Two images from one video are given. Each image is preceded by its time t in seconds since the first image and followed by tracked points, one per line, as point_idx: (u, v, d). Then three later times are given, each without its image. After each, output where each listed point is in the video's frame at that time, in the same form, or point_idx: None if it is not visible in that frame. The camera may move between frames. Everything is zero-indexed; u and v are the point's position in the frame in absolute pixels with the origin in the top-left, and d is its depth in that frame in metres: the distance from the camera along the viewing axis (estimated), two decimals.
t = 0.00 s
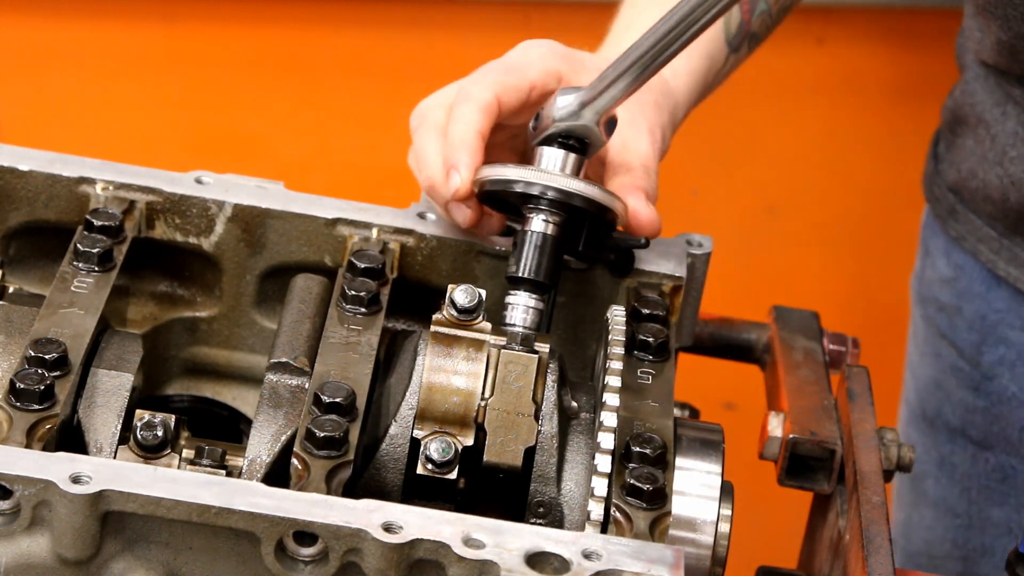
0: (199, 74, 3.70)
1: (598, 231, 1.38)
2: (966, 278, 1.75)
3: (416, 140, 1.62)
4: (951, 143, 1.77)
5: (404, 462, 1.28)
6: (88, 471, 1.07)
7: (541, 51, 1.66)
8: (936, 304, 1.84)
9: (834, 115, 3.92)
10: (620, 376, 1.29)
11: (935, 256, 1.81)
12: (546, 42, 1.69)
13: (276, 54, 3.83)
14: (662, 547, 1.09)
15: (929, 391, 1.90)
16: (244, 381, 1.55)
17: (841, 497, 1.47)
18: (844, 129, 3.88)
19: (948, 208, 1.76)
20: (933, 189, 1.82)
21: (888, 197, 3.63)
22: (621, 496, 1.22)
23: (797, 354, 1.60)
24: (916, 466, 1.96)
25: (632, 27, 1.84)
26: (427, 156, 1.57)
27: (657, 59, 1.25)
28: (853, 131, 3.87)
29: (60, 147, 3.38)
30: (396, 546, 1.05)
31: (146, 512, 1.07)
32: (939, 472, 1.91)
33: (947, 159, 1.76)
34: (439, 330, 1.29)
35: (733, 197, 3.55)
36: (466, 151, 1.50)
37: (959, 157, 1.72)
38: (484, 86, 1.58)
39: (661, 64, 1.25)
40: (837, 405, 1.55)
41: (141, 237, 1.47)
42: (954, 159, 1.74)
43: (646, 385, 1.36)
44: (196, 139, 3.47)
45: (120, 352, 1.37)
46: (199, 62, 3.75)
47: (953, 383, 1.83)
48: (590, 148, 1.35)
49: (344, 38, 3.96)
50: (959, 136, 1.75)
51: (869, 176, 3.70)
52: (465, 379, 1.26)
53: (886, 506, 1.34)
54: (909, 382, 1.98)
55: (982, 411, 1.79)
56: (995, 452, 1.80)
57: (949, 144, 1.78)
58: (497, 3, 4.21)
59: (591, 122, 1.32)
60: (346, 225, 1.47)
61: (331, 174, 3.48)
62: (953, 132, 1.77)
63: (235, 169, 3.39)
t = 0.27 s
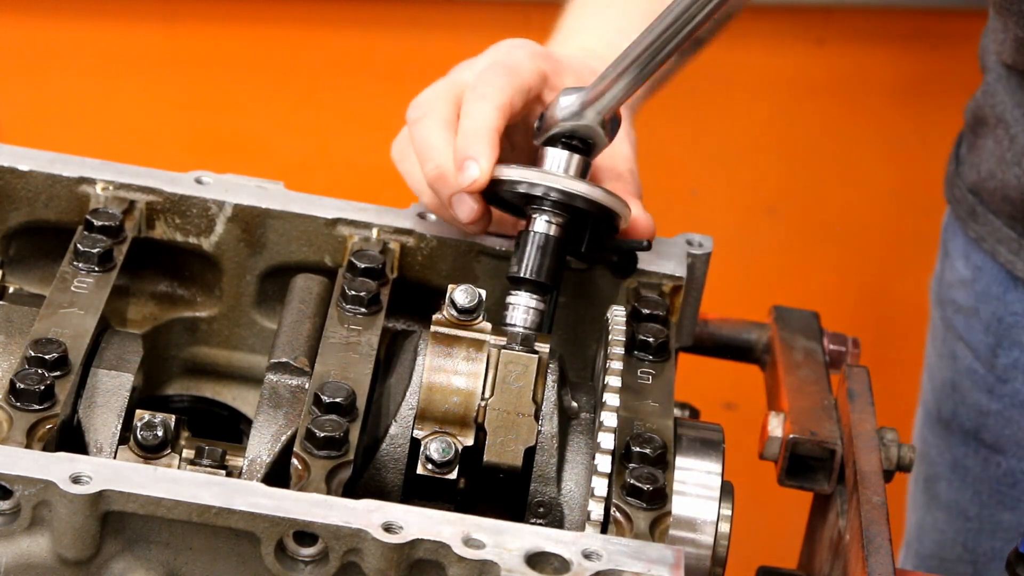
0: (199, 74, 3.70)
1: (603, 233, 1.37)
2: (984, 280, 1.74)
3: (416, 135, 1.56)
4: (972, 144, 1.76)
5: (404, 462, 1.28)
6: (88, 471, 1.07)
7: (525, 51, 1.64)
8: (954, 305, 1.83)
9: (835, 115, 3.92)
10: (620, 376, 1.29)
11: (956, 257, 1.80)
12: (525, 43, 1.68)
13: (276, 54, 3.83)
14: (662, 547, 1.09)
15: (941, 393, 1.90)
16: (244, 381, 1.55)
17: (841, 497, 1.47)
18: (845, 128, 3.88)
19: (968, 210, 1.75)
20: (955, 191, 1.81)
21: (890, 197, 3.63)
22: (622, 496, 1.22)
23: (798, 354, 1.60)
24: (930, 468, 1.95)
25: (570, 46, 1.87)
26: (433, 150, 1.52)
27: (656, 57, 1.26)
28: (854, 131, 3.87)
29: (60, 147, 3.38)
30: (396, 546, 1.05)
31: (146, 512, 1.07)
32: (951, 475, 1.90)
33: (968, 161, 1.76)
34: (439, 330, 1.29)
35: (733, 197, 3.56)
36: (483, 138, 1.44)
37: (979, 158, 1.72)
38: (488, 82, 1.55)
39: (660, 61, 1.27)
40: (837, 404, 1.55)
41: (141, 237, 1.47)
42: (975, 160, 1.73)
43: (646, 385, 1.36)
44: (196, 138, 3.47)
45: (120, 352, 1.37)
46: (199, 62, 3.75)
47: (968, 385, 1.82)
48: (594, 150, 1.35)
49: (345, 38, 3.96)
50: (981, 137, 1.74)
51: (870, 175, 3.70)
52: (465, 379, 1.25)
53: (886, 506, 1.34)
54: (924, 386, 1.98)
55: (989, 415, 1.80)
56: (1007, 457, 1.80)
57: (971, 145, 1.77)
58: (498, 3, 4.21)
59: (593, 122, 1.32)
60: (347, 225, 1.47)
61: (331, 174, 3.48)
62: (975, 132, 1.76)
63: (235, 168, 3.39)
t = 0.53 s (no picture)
0: (199, 74, 3.70)
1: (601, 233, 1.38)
2: (985, 279, 1.75)
3: (398, 149, 1.51)
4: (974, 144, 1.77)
5: (404, 462, 1.28)
6: (88, 471, 1.07)
7: (491, 47, 1.59)
8: (955, 304, 1.83)
9: (835, 115, 3.93)
10: (620, 376, 1.29)
11: (958, 256, 1.80)
12: (486, 36, 1.62)
13: (276, 54, 3.83)
14: (662, 547, 1.09)
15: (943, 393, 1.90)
16: (244, 381, 1.55)
17: (841, 497, 1.47)
18: (845, 128, 3.88)
19: (971, 209, 1.76)
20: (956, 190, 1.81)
21: (890, 196, 3.63)
22: (622, 496, 1.22)
23: (798, 354, 1.60)
24: (930, 468, 1.95)
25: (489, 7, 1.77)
26: (424, 163, 1.46)
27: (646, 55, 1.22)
28: (854, 131, 3.87)
29: (60, 148, 3.38)
30: (396, 546, 1.05)
31: (147, 512, 1.07)
32: (952, 474, 1.90)
33: (970, 160, 1.76)
34: (439, 330, 1.29)
35: (733, 197, 3.56)
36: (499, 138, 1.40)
37: (982, 157, 1.72)
38: (480, 85, 1.49)
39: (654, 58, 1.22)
40: (837, 404, 1.55)
41: (141, 237, 1.47)
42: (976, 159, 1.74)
43: (646, 385, 1.36)
44: (196, 138, 3.47)
45: (120, 352, 1.37)
46: (198, 62, 3.75)
47: (967, 385, 1.83)
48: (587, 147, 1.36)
49: (345, 38, 3.96)
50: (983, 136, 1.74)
51: (870, 175, 3.70)
52: (465, 379, 1.25)
53: (886, 506, 1.34)
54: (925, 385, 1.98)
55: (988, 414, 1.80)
56: (1007, 457, 1.80)
57: (972, 144, 1.77)
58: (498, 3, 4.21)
59: (586, 120, 1.32)
60: (346, 225, 1.47)
61: (331, 174, 3.48)
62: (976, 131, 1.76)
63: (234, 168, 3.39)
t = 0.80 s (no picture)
0: (198, 74, 3.70)
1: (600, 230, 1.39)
2: (981, 277, 1.74)
3: (420, 170, 1.45)
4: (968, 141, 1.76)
5: (404, 463, 1.28)
6: (88, 471, 1.07)
7: (488, 47, 1.57)
8: (951, 301, 1.83)
9: (835, 115, 3.93)
10: (620, 376, 1.29)
11: (954, 255, 1.80)
12: (481, 37, 1.60)
13: (276, 54, 3.83)
14: (663, 547, 1.09)
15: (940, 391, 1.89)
16: (244, 381, 1.55)
17: (841, 497, 1.47)
18: (845, 128, 3.88)
19: (966, 206, 1.75)
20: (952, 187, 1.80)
21: (890, 196, 3.63)
22: (622, 496, 1.22)
23: (798, 353, 1.60)
24: (927, 465, 1.95)
25: (469, 9, 1.76)
26: (448, 180, 1.42)
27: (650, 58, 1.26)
28: (853, 131, 3.87)
29: (59, 148, 3.38)
30: (396, 546, 1.05)
31: (146, 512, 1.07)
32: (951, 473, 1.91)
33: (966, 157, 1.76)
34: (440, 330, 1.29)
35: (733, 198, 3.55)
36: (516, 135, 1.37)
37: (977, 154, 1.71)
38: (486, 88, 1.47)
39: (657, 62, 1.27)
40: (837, 404, 1.55)
41: (141, 237, 1.47)
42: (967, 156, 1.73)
43: (646, 385, 1.36)
44: (195, 138, 3.47)
45: (120, 352, 1.37)
46: (198, 62, 3.75)
47: (965, 383, 1.82)
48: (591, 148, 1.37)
49: (345, 38, 3.96)
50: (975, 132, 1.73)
51: (869, 176, 3.70)
52: (466, 379, 1.25)
53: (886, 506, 1.34)
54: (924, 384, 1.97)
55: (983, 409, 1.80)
56: (1005, 452, 1.80)
57: (967, 141, 1.77)
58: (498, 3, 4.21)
59: (591, 121, 1.33)
60: (346, 225, 1.47)
61: (331, 174, 3.48)
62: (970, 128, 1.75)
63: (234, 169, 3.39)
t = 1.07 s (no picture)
0: (199, 74, 3.70)
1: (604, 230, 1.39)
2: (976, 272, 1.75)
3: (427, 178, 1.44)
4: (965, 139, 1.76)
5: (404, 463, 1.28)
6: (88, 471, 1.07)
7: (487, 47, 1.57)
8: (946, 297, 1.84)
9: (835, 115, 3.93)
10: (620, 376, 1.29)
11: (952, 255, 1.80)
12: (478, 37, 1.60)
13: (276, 54, 3.83)
14: (663, 547, 1.09)
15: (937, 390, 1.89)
16: (244, 381, 1.55)
17: (841, 497, 1.47)
18: (845, 128, 3.88)
19: (961, 201, 1.76)
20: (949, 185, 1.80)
21: (890, 196, 3.63)
22: (622, 496, 1.22)
23: (799, 354, 1.60)
24: (926, 465, 1.95)
25: (457, 7, 1.73)
26: (456, 186, 1.41)
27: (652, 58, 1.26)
28: (854, 131, 3.87)
29: (59, 148, 3.37)
30: (396, 546, 1.05)
31: (147, 513, 1.07)
32: (949, 473, 1.91)
33: (961, 154, 1.76)
34: (440, 330, 1.29)
35: (733, 198, 3.56)
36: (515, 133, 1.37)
37: (973, 151, 1.71)
38: (486, 90, 1.47)
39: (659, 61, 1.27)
40: (838, 404, 1.55)
41: (141, 237, 1.47)
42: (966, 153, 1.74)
43: (646, 385, 1.36)
44: (196, 138, 3.47)
45: (121, 352, 1.37)
46: (198, 62, 3.75)
47: (963, 383, 1.82)
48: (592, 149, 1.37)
49: (345, 38, 3.96)
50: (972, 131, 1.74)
51: (869, 176, 3.70)
52: (466, 379, 1.25)
53: (886, 506, 1.34)
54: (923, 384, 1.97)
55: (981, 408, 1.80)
56: (1001, 449, 1.79)
57: (962, 137, 1.77)
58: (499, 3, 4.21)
59: (592, 122, 1.33)
60: (347, 225, 1.47)
61: (331, 174, 3.48)
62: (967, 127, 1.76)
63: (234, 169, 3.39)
